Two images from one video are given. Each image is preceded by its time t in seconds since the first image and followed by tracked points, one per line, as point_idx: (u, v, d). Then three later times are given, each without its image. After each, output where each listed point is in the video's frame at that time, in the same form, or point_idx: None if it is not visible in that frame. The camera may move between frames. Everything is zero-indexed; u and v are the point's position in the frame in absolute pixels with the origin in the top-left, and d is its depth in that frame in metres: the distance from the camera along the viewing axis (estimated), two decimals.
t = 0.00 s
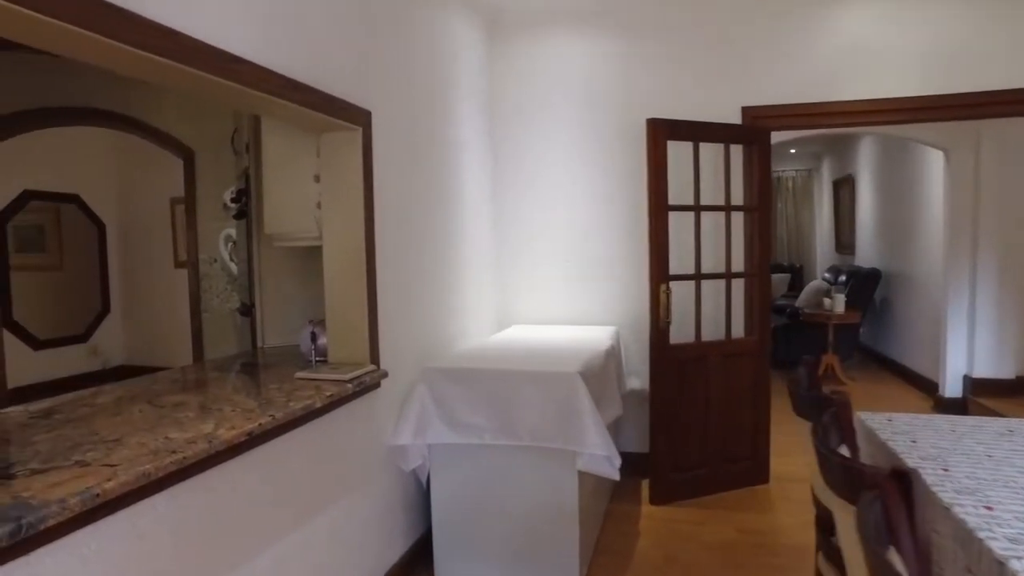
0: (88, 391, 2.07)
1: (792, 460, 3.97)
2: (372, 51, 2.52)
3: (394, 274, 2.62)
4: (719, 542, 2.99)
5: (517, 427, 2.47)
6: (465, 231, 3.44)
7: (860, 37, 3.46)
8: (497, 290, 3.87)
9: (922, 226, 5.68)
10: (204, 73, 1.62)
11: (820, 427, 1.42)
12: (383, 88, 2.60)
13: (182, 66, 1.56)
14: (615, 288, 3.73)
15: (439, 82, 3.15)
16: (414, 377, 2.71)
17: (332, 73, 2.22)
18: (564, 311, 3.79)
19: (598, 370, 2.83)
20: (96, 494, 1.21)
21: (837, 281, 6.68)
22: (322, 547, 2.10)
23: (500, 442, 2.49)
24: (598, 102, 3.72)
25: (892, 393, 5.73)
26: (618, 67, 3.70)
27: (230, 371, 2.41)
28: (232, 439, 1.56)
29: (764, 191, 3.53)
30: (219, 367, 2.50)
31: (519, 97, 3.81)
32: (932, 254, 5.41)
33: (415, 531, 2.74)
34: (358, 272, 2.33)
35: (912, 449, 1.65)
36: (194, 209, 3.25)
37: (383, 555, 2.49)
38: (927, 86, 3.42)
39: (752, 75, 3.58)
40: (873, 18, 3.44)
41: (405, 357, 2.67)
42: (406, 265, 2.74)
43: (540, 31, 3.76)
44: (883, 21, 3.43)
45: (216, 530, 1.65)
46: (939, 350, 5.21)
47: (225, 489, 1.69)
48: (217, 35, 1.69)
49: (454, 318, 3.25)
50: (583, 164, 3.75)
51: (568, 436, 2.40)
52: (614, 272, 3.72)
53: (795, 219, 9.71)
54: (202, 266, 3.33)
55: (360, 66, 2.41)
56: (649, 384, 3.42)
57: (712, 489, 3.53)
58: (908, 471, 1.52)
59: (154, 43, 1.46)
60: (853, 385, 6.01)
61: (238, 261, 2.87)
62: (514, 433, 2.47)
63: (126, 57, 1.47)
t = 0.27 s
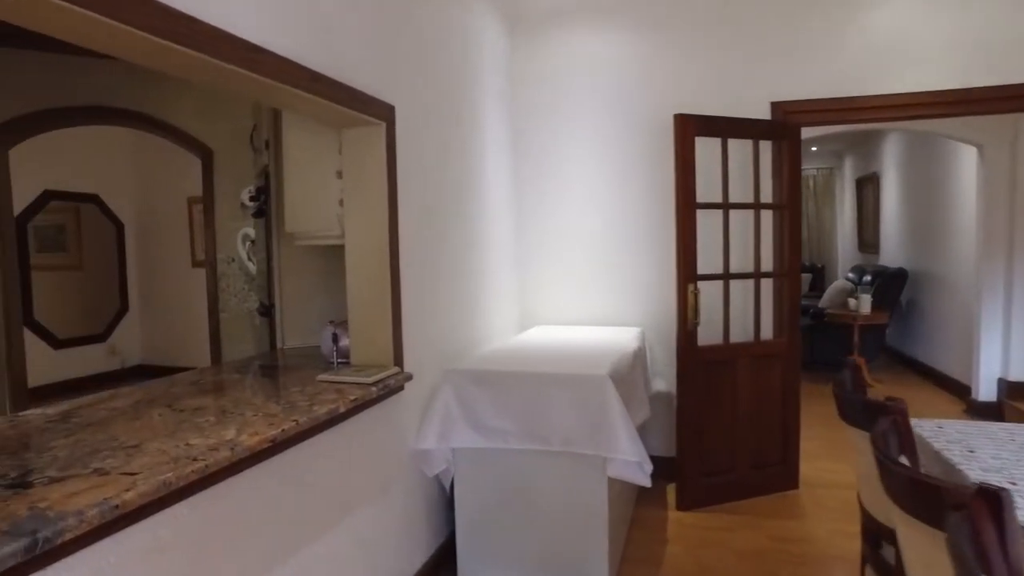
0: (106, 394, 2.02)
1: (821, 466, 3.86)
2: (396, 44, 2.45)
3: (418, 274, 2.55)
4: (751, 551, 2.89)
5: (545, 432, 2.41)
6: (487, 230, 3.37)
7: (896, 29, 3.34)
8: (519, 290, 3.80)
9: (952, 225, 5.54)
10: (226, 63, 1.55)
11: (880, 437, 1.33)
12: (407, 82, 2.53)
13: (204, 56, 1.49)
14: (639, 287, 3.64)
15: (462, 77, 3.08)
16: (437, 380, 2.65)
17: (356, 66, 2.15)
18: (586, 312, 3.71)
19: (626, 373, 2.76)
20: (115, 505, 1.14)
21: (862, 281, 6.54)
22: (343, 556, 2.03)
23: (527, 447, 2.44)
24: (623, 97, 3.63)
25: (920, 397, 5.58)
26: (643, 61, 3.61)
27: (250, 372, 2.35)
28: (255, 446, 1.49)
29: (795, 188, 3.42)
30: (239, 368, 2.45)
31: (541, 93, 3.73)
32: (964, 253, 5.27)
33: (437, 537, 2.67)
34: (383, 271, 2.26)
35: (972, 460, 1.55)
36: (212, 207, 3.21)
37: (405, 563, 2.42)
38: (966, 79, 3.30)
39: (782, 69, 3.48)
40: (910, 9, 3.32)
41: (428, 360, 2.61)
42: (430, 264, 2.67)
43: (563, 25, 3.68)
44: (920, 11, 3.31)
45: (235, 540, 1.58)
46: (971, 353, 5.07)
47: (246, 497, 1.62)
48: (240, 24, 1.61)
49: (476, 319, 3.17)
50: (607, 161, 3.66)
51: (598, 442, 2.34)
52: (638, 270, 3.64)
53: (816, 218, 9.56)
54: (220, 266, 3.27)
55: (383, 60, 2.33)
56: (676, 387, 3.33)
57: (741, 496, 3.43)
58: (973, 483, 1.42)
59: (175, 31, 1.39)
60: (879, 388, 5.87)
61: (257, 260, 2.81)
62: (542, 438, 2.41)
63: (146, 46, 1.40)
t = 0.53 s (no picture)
0: (124, 395, 1.96)
1: (854, 472, 3.73)
2: (420, 34, 2.36)
3: (443, 272, 2.47)
4: (785, 560, 2.78)
5: (575, 436, 2.33)
6: (511, 227, 3.29)
7: (936, 18, 3.21)
8: (542, 288, 3.72)
9: (986, 223, 5.37)
10: (249, 50, 1.47)
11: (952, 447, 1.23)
12: (432, 74, 2.45)
13: (225, 42, 1.41)
14: (666, 286, 3.54)
15: (486, 70, 3.00)
16: (462, 381, 2.57)
17: (380, 56, 2.07)
18: (611, 311, 3.62)
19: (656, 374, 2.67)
20: (131, 517, 1.07)
21: (888, 280, 6.37)
22: (367, 565, 1.95)
23: (556, 452, 2.36)
24: (649, 90, 3.53)
25: (952, 400, 5.41)
26: (670, 53, 3.50)
27: (270, 373, 2.29)
28: (277, 452, 1.41)
29: (827, 184, 3.29)
30: (259, 368, 2.38)
31: (565, 86, 3.65)
32: (1000, 252, 5.10)
33: (462, 544, 2.59)
34: (407, 269, 2.18)
35: None
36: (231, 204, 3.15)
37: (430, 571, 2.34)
38: (1010, 70, 3.16)
39: (816, 61, 3.36)
40: None
41: (452, 361, 2.52)
42: (454, 262, 2.58)
43: (587, 16, 3.58)
44: None
45: (256, 551, 1.51)
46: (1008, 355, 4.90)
47: (267, 505, 1.55)
48: (262, 10, 1.54)
49: (500, 318, 3.09)
50: (633, 156, 3.57)
51: (631, 446, 2.26)
52: (665, 268, 3.54)
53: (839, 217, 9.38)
54: (239, 263, 3.22)
55: (408, 50, 2.25)
56: (705, 389, 3.23)
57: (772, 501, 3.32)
58: None
59: (198, 15, 1.32)
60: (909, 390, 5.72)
61: (277, 258, 2.75)
62: (572, 442, 2.33)
63: (167, 31, 1.33)
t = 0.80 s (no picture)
0: (142, 400, 1.89)
1: (892, 479, 3.58)
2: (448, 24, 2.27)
3: (471, 273, 2.39)
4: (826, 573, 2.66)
5: (609, 443, 2.24)
6: (538, 225, 3.19)
7: (984, 6, 3.06)
8: (568, 288, 3.62)
9: None
10: (273, 36, 1.39)
11: None
12: (459, 66, 2.35)
13: (247, 27, 1.33)
14: (697, 286, 3.43)
15: (513, 63, 2.90)
16: (489, 385, 2.48)
17: (407, 46, 1.98)
18: (640, 311, 3.51)
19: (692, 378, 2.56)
20: (148, 537, 0.99)
21: (920, 279, 6.18)
22: None
23: (589, 459, 2.27)
24: (680, 83, 3.42)
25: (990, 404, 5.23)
26: (702, 45, 3.39)
27: (293, 377, 2.21)
28: (303, 464, 1.33)
29: (867, 179, 3.15)
30: (282, 371, 2.31)
31: (592, 80, 3.54)
32: None
33: (489, 553, 2.51)
34: (434, 269, 2.09)
35: None
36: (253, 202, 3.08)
37: None
38: None
39: (855, 52, 3.23)
40: None
41: (480, 364, 2.43)
42: (481, 262, 2.49)
43: (616, 7, 3.47)
44: None
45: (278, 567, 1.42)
46: None
47: (289, 520, 1.46)
48: None
49: (527, 319, 3.00)
50: (663, 152, 3.45)
51: (669, 454, 2.17)
52: (696, 268, 3.43)
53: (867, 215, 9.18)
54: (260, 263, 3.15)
55: (435, 40, 2.16)
56: (739, 392, 3.11)
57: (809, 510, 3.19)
58: None
59: None
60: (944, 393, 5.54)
61: (298, 257, 2.68)
62: (606, 450, 2.24)
63: (186, 15, 1.25)
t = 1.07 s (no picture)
0: (160, 404, 1.82)
1: (934, 487, 3.44)
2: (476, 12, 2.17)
3: (500, 272, 2.29)
4: None
5: (645, 450, 2.13)
6: (567, 223, 3.09)
7: None
8: (596, 288, 3.52)
9: None
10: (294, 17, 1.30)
11: None
12: (488, 56, 2.25)
13: (268, 7, 1.24)
14: (730, 285, 3.31)
15: (541, 54, 2.80)
16: (519, 389, 2.38)
17: (435, 34, 1.88)
18: (671, 311, 3.40)
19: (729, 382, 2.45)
20: (163, 561, 0.91)
21: (956, 279, 5.98)
22: None
23: (624, 467, 2.16)
24: (712, 75, 3.30)
25: None
26: (736, 36, 3.26)
27: (316, 380, 2.13)
28: (329, 476, 1.24)
29: (911, 173, 3.01)
30: (305, 374, 2.23)
31: (621, 73, 3.43)
32: None
33: (519, 562, 2.41)
34: (463, 268, 2.00)
35: None
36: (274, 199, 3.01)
37: None
38: None
39: (898, 41, 3.08)
40: None
41: (509, 367, 2.33)
42: (510, 261, 2.40)
43: None
44: None
45: None
46: None
47: (313, 535, 1.37)
48: None
49: (556, 320, 2.90)
50: (695, 147, 3.34)
51: (708, 463, 2.06)
52: (730, 267, 3.31)
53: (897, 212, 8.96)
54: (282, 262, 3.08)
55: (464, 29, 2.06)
56: (776, 397, 2.99)
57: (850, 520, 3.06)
58: None
59: None
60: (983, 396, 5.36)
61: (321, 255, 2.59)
62: (642, 457, 2.14)
63: None
